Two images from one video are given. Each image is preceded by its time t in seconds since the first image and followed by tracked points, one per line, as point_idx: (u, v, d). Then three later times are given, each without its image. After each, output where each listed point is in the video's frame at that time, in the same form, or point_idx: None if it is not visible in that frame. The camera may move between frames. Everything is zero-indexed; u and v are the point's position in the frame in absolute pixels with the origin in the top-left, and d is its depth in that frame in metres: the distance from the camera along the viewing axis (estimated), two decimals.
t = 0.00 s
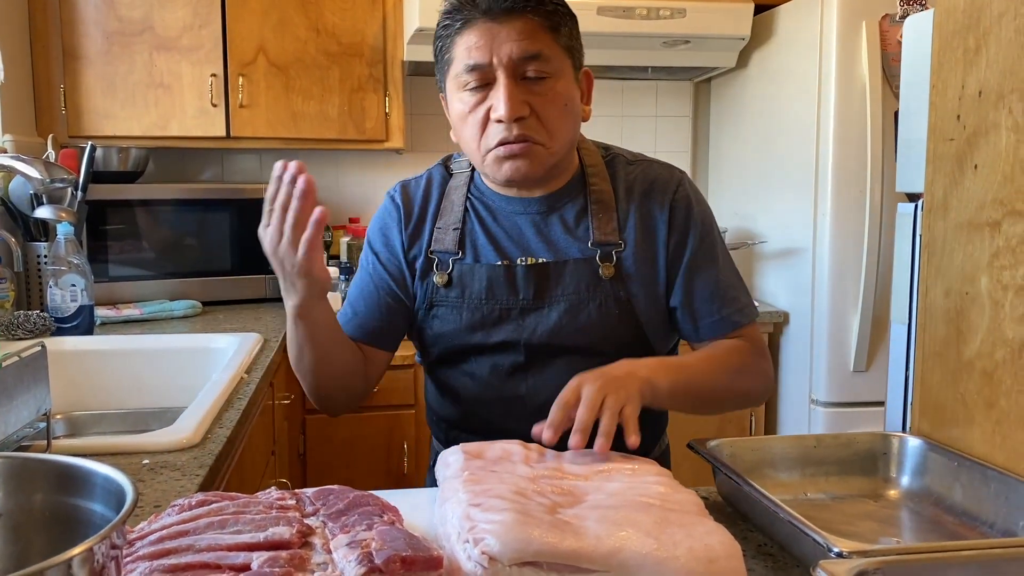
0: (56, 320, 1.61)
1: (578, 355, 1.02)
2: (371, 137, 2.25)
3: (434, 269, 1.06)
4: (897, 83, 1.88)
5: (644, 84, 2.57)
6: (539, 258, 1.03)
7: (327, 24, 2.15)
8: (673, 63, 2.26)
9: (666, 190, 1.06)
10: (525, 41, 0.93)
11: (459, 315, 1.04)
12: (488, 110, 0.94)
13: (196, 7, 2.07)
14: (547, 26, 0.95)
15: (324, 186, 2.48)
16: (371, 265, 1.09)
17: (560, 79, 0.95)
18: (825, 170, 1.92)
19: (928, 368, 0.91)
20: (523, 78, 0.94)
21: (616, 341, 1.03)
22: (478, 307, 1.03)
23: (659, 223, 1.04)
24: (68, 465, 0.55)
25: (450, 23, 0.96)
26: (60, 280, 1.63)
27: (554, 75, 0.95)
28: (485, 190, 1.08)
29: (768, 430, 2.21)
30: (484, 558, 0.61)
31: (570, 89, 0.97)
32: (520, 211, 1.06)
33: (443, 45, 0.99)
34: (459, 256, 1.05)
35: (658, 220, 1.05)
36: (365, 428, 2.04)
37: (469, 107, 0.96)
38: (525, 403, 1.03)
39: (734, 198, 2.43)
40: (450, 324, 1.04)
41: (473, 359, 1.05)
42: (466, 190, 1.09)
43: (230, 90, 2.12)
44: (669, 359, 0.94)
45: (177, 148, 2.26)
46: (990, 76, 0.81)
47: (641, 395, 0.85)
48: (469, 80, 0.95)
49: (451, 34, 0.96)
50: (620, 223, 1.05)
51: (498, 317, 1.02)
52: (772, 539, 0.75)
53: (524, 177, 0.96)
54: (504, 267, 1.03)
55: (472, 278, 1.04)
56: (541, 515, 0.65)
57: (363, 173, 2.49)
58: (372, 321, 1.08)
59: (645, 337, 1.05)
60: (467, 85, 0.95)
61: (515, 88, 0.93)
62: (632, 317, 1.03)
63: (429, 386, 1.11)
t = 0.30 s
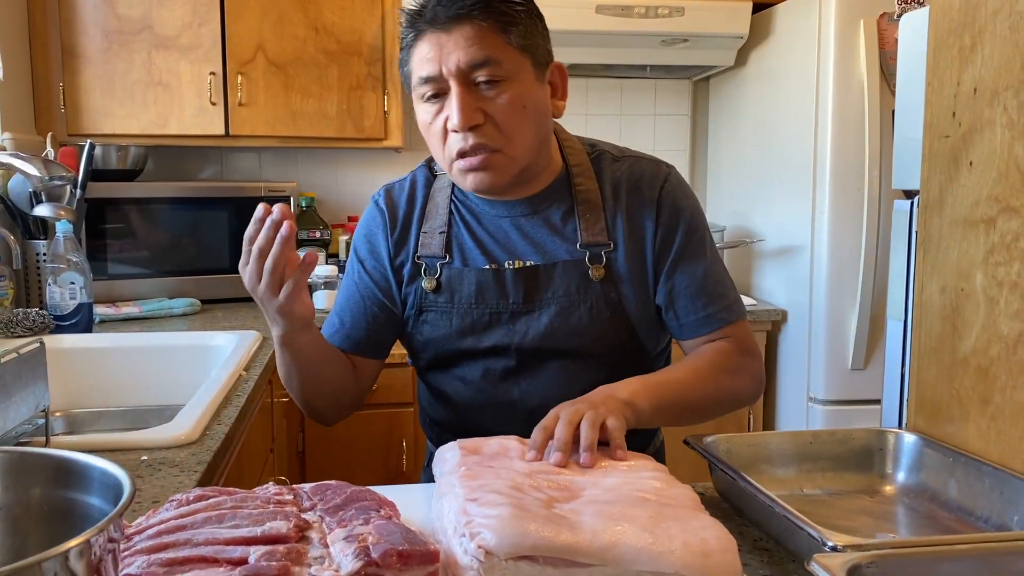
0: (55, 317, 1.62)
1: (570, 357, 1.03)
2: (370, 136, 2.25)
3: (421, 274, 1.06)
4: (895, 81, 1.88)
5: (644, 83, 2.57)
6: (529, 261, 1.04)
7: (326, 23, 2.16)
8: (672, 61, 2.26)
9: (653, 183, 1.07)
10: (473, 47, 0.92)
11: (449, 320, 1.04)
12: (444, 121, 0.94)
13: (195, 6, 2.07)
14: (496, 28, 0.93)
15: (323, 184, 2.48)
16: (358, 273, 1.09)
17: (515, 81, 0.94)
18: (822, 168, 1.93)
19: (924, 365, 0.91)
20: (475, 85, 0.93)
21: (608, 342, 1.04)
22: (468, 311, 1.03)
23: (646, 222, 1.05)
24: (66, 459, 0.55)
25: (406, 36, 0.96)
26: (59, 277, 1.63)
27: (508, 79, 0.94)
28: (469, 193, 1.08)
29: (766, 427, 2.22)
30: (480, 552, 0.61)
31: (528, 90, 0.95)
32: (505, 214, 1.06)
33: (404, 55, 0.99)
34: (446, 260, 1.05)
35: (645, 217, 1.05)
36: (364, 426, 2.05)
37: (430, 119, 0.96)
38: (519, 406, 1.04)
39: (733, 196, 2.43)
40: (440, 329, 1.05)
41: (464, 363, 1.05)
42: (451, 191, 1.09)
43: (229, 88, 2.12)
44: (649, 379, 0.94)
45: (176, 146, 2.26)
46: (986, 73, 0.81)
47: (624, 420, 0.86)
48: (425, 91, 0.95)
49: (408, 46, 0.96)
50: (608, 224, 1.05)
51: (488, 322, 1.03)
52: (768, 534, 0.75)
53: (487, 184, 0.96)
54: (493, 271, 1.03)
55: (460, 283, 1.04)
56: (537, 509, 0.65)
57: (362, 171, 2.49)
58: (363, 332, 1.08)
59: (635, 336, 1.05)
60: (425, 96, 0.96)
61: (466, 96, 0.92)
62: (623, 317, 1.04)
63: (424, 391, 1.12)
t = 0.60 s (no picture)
0: (56, 317, 1.62)
1: (560, 354, 1.03)
2: (370, 135, 2.25)
3: (410, 271, 1.06)
4: (893, 81, 1.89)
5: (643, 82, 2.58)
6: (518, 258, 1.04)
7: (325, 22, 2.16)
8: (671, 61, 2.26)
9: (642, 176, 1.08)
10: (459, 39, 0.92)
11: (438, 317, 1.04)
12: (431, 114, 0.95)
13: (195, 6, 2.07)
14: (481, 20, 0.93)
15: (323, 184, 2.48)
16: (346, 272, 1.09)
17: (502, 74, 0.95)
18: (821, 168, 1.93)
19: (921, 364, 0.92)
20: (462, 78, 0.94)
21: (600, 339, 1.04)
22: (457, 308, 1.03)
23: (636, 217, 1.06)
24: (69, 456, 0.56)
25: (394, 28, 0.96)
26: (60, 277, 1.63)
27: (495, 72, 0.94)
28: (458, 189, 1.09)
29: (765, 426, 2.22)
30: (480, 548, 0.61)
31: (515, 83, 0.96)
32: (495, 210, 1.07)
33: (391, 47, 0.99)
34: (436, 257, 1.06)
35: (635, 212, 1.06)
36: (364, 426, 2.05)
37: (418, 111, 0.97)
38: (510, 404, 1.04)
39: (732, 196, 2.43)
40: (430, 327, 1.05)
41: (454, 362, 1.05)
42: (440, 187, 1.09)
43: (229, 88, 2.12)
44: (653, 375, 0.94)
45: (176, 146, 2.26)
46: (983, 73, 0.82)
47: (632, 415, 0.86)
48: (413, 83, 0.96)
49: (396, 37, 0.96)
50: (598, 220, 1.06)
51: (478, 318, 1.03)
52: (766, 531, 0.75)
53: (477, 178, 0.97)
54: (483, 267, 1.03)
55: (450, 279, 1.04)
56: (537, 506, 0.66)
57: (362, 171, 2.49)
58: (356, 333, 1.08)
59: (626, 332, 1.06)
60: (413, 88, 0.96)
61: (453, 89, 0.93)
62: (614, 313, 1.05)
63: (414, 392, 1.12)
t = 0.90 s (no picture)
0: (57, 317, 1.63)
1: (554, 351, 1.03)
2: (370, 136, 2.26)
3: (413, 259, 1.06)
4: (891, 81, 1.90)
5: (642, 83, 2.58)
6: (521, 254, 1.04)
7: (325, 23, 2.16)
8: (669, 62, 2.27)
9: (649, 183, 1.09)
10: (474, 43, 0.92)
11: (437, 307, 1.04)
12: (442, 112, 0.96)
13: (195, 6, 2.08)
14: (500, 24, 0.93)
15: (323, 184, 2.49)
16: (349, 253, 1.09)
17: (516, 78, 0.95)
18: (819, 168, 1.94)
19: (919, 363, 0.92)
20: (476, 79, 0.94)
21: (595, 340, 1.05)
22: (456, 299, 1.04)
23: (640, 221, 1.06)
24: (73, 454, 0.56)
25: (414, 21, 0.97)
26: (60, 277, 1.63)
27: (508, 75, 0.94)
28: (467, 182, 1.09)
29: (764, 425, 2.23)
30: (481, 545, 0.62)
31: (528, 87, 0.96)
32: (501, 205, 1.07)
33: (412, 38, 1.00)
34: (439, 248, 1.06)
35: (640, 216, 1.06)
36: (363, 425, 2.05)
37: (431, 106, 0.98)
38: (502, 401, 1.04)
39: (731, 196, 2.44)
40: (428, 316, 1.05)
41: (448, 353, 1.05)
42: (448, 179, 1.10)
43: (229, 89, 2.12)
44: (648, 370, 0.94)
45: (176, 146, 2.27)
46: (980, 73, 0.82)
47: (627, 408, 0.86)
48: (428, 78, 0.96)
49: (416, 30, 0.97)
50: (602, 221, 1.06)
51: (476, 312, 1.03)
52: (765, 529, 0.76)
53: (482, 178, 0.98)
54: (485, 261, 1.04)
55: (452, 271, 1.04)
56: (537, 504, 0.66)
57: (361, 171, 2.50)
58: (353, 316, 1.07)
59: (620, 332, 1.06)
60: (429, 83, 0.97)
61: (465, 91, 0.94)
62: (611, 314, 1.05)
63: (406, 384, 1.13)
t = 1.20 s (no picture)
0: (58, 318, 1.63)
1: (556, 353, 1.04)
2: (370, 138, 2.26)
3: (416, 263, 1.07)
4: (889, 84, 1.90)
5: (641, 85, 2.59)
6: (521, 258, 1.05)
7: (326, 25, 2.17)
8: (668, 64, 2.28)
9: (650, 187, 1.09)
10: (480, 44, 0.93)
11: (439, 311, 1.05)
12: (446, 112, 0.96)
13: (195, 8, 2.08)
14: (507, 26, 0.94)
15: (323, 186, 2.49)
16: (353, 257, 1.09)
17: (521, 80, 0.96)
18: (818, 169, 1.95)
19: (918, 364, 0.93)
20: (481, 80, 0.95)
21: (595, 342, 1.05)
22: (458, 302, 1.05)
23: (641, 224, 1.06)
24: (80, 455, 0.57)
25: (418, 25, 0.98)
26: (61, 278, 1.64)
27: (513, 77, 0.95)
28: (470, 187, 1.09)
29: (762, 426, 2.24)
30: (484, 546, 0.62)
31: (532, 90, 0.97)
32: (502, 209, 1.07)
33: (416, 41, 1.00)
34: (442, 251, 1.06)
35: (641, 220, 1.06)
36: (363, 427, 2.06)
37: (434, 106, 0.98)
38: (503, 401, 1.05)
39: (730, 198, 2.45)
40: (431, 318, 1.06)
41: (452, 354, 1.06)
42: (451, 183, 1.10)
43: (230, 90, 2.13)
44: (662, 356, 0.95)
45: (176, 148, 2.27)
46: (979, 77, 0.83)
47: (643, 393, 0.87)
48: (432, 79, 0.97)
49: (420, 32, 0.98)
50: (602, 225, 1.07)
51: (478, 314, 1.04)
52: (765, 529, 0.77)
53: (484, 179, 0.99)
54: (486, 265, 1.04)
55: (454, 274, 1.05)
56: (539, 505, 0.67)
57: (361, 173, 2.50)
58: (356, 319, 1.09)
59: (621, 333, 1.07)
60: (432, 85, 0.98)
61: (469, 91, 0.94)
62: (611, 317, 1.06)
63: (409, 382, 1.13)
